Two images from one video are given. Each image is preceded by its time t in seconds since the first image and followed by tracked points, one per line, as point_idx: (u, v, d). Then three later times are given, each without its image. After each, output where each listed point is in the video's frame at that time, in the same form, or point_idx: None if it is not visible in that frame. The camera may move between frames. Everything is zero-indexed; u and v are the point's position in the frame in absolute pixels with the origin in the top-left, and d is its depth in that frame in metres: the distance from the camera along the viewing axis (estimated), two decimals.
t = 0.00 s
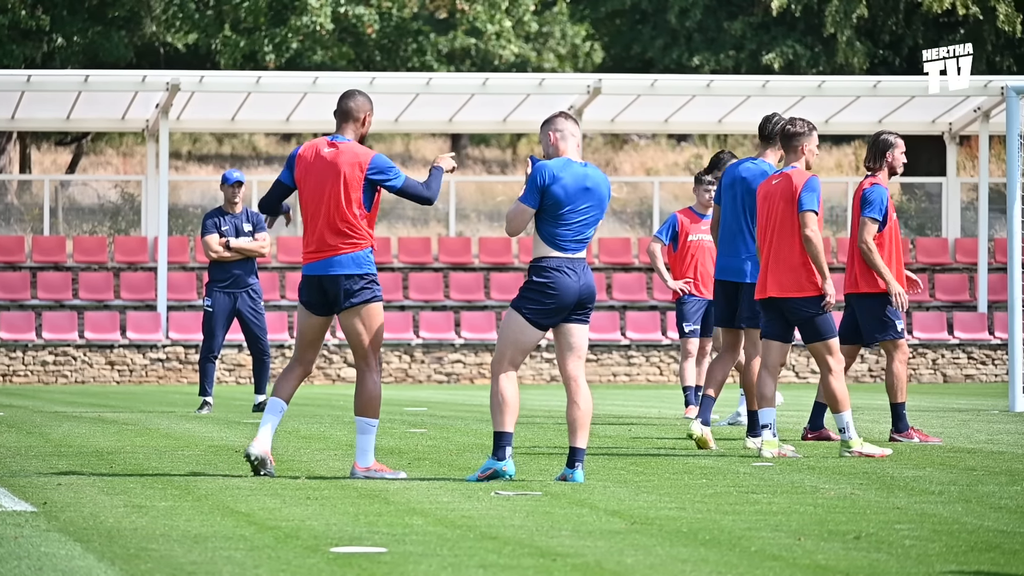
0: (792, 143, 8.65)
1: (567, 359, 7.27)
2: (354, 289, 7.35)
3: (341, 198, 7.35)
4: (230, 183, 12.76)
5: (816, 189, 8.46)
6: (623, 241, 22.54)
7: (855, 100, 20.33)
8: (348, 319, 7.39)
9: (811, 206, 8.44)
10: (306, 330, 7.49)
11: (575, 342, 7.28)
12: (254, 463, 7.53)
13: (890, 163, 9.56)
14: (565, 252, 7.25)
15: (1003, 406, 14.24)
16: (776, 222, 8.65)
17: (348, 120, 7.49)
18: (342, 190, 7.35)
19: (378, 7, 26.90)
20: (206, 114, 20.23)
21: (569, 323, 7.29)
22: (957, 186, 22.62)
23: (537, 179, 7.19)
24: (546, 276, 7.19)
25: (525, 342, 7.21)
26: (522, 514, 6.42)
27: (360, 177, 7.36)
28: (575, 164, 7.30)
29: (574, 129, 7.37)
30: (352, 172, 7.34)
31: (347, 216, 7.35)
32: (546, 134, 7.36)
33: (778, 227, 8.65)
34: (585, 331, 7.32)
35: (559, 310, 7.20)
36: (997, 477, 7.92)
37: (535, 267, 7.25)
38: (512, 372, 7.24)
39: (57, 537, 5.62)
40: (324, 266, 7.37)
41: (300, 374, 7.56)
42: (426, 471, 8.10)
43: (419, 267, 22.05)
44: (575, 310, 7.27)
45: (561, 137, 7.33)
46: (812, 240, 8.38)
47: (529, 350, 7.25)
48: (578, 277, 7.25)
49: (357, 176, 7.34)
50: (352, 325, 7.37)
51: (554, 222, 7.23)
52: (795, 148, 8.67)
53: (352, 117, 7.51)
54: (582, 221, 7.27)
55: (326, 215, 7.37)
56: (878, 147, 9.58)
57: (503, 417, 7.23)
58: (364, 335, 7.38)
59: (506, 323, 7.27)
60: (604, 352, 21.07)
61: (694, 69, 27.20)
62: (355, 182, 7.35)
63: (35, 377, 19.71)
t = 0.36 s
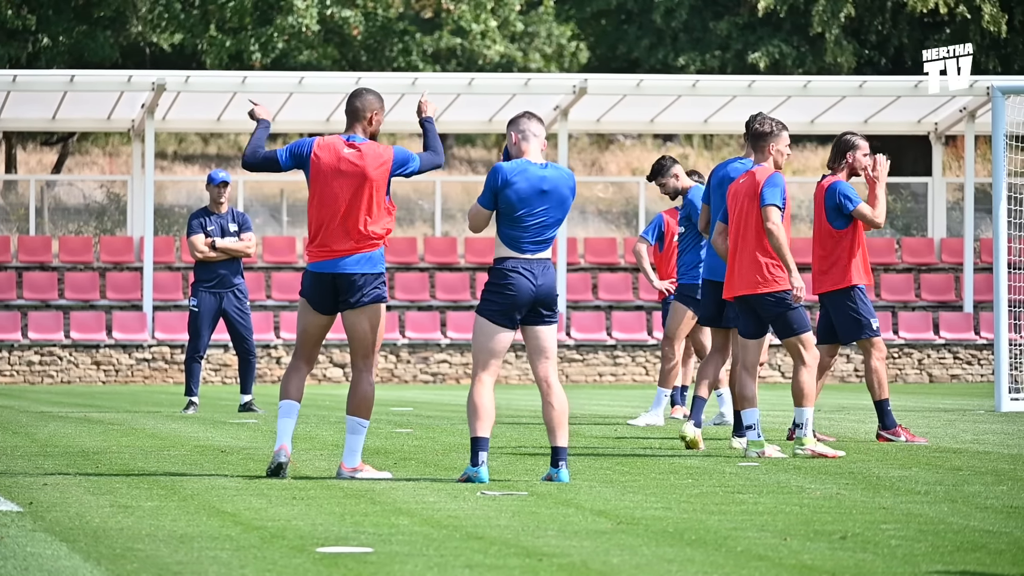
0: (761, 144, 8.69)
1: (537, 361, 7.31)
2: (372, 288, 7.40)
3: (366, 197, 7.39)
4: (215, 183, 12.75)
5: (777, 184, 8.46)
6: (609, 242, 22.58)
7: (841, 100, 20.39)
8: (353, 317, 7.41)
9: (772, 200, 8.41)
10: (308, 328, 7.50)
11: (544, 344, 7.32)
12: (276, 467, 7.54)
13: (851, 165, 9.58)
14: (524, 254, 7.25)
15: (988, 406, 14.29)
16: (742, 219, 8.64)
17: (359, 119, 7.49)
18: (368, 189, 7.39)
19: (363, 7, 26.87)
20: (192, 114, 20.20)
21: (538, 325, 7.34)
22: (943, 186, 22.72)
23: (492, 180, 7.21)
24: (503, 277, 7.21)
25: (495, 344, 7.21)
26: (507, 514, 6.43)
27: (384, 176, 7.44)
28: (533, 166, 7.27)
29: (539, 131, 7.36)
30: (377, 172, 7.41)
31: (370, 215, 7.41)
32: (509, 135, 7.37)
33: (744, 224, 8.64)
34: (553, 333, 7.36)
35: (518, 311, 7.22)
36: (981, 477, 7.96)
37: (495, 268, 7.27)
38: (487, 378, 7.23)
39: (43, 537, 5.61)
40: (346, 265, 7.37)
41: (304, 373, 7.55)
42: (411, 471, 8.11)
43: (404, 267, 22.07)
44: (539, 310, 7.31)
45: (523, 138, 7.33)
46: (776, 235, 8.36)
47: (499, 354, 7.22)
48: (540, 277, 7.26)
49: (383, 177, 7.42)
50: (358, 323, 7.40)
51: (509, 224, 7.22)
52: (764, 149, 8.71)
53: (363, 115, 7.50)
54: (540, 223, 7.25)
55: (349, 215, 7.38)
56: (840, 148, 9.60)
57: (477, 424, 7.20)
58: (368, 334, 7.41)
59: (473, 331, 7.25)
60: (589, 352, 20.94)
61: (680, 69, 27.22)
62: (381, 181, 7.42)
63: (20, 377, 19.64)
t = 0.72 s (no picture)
0: (745, 142, 8.68)
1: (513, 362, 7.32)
2: (375, 286, 7.39)
3: (371, 196, 7.40)
4: (213, 183, 12.76)
5: (765, 188, 8.45)
6: (606, 242, 22.58)
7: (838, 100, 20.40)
8: (355, 316, 7.40)
9: (761, 204, 8.41)
10: (311, 327, 7.47)
11: (519, 346, 7.32)
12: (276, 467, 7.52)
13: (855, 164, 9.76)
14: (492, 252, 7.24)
15: (987, 406, 14.28)
16: (733, 221, 8.66)
17: (369, 118, 7.51)
18: (373, 187, 7.39)
19: (360, 7, 26.83)
20: (190, 113, 20.19)
21: (512, 328, 7.32)
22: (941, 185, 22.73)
23: (458, 179, 7.23)
24: (473, 276, 7.20)
25: (472, 342, 7.22)
26: (505, 514, 6.43)
27: (388, 174, 7.44)
28: (501, 164, 7.28)
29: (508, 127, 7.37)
30: (381, 170, 7.41)
31: (374, 213, 7.41)
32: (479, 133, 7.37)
33: (736, 226, 8.65)
34: (527, 334, 7.36)
35: (487, 309, 7.20)
36: (980, 477, 7.95)
37: (463, 268, 7.26)
38: (473, 379, 7.23)
39: (40, 537, 5.61)
40: (349, 262, 7.38)
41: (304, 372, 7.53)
42: (409, 471, 8.11)
43: (403, 267, 22.03)
44: (509, 311, 7.28)
45: (492, 137, 7.34)
46: (766, 239, 8.36)
47: (476, 351, 7.23)
48: (509, 277, 7.23)
49: (387, 174, 7.42)
50: (360, 323, 7.39)
51: (478, 222, 7.22)
52: (748, 147, 8.70)
53: (370, 114, 7.52)
54: (508, 220, 7.24)
55: (353, 213, 7.39)
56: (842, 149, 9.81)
57: (468, 427, 7.24)
58: (369, 333, 7.40)
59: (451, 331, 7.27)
60: (587, 352, 20.83)
61: (678, 69, 27.18)
62: (385, 180, 7.42)
63: (18, 377, 19.62)
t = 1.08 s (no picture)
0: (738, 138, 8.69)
1: (506, 361, 7.28)
2: (376, 286, 7.37)
3: (370, 194, 7.40)
4: (214, 183, 12.77)
5: (743, 192, 8.41)
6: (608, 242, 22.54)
7: (840, 99, 20.39)
8: (359, 317, 7.39)
9: (739, 210, 8.38)
10: (320, 328, 7.52)
11: (513, 345, 7.28)
12: (273, 461, 7.54)
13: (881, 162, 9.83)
14: (477, 251, 7.25)
15: (989, 406, 14.28)
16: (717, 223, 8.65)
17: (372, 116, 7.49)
18: (372, 186, 7.39)
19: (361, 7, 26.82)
20: (192, 113, 20.18)
21: (506, 326, 7.29)
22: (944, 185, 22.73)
23: (439, 179, 7.35)
24: (459, 276, 7.22)
25: (467, 342, 7.22)
26: (507, 514, 6.43)
27: (387, 172, 7.43)
28: (476, 161, 7.28)
29: (498, 126, 7.36)
30: (380, 169, 7.41)
31: (374, 211, 7.41)
32: (473, 132, 7.39)
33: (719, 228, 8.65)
34: (522, 331, 7.32)
35: (478, 307, 7.19)
36: (982, 477, 7.95)
37: (454, 269, 7.30)
38: (471, 379, 7.22)
39: (42, 537, 5.61)
40: (349, 261, 7.39)
41: (314, 371, 7.60)
42: (411, 471, 8.10)
43: (404, 267, 22.00)
44: (500, 310, 7.25)
45: (478, 136, 7.34)
46: (745, 244, 8.32)
47: (471, 351, 7.22)
48: (496, 274, 7.22)
49: (385, 173, 7.41)
50: (362, 324, 7.37)
51: (460, 221, 7.27)
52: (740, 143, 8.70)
53: (370, 114, 7.50)
54: (490, 217, 7.24)
55: (352, 211, 7.40)
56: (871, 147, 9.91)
57: (468, 429, 7.23)
58: (370, 334, 7.38)
59: (449, 333, 7.27)
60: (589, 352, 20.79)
61: (680, 69, 27.16)
62: (383, 178, 7.41)
63: (20, 377, 19.61)
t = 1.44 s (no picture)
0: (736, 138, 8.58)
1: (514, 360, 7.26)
2: (372, 286, 7.36)
3: (362, 194, 7.39)
4: (215, 183, 12.77)
5: (720, 194, 8.40)
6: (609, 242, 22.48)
7: (841, 99, 20.38)
8: (359, 317, 7.40)
9: (712, 209, 8.39)
10: (333, 330, 7.58)
11: (522, 344, 7.26)
12: (283, 456, 7.47)
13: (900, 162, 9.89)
14: (477, 252, 7.26)
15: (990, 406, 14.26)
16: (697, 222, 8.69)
17: (370, 115, 7.47)
18: (364, 186, 7.39)
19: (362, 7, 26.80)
20: (193, 113, 20.19)
21: (513, 325, 7.27)
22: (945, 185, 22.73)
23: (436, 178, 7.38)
24: (459, 278, 7.26)
25: (471, 342, 7.24)
26: (508, 514, 6.43)
27: (379, 171, 7.40)
28: (469, 160, 7.29)
29: (500, 127, 7.37)
30: (371, 168, 7.38)
31: (367, 211, 7.40)
32: (472, 132, 7.40)
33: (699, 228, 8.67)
34: (528, 330, 7.29)
35: (478, 307, 7.22)
36: (983, 477, 7.93)
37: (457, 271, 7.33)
38: (475, 380, 7.22)
39: (44, 537, 5.61)
40: (344, 263, 7.42)
41: (335, 371, 7.72)
42: (412, 472, 8.10)
43: (405, 266, 22.01)
44: (502, 310, 7.24)
45: (477, 137, 7.34)
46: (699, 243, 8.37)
47: (475, 351, 7.24)
48: (496, 274, 7.22)
49: (377, 172, 7.38)
50: (362, 325, 7.38)
51: (458, 221, 7.29)
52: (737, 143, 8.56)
53: (367, 114, 7.49)
54: (487, 216, 7.24)
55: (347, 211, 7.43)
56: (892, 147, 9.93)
57: (470, 429, 7.24)
58: (370, 334, 7.37)
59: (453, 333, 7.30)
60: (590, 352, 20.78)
61: (680, 69, 27.15)
62: (375, 178, 7.38)
63: (20, 377, 19.60)
